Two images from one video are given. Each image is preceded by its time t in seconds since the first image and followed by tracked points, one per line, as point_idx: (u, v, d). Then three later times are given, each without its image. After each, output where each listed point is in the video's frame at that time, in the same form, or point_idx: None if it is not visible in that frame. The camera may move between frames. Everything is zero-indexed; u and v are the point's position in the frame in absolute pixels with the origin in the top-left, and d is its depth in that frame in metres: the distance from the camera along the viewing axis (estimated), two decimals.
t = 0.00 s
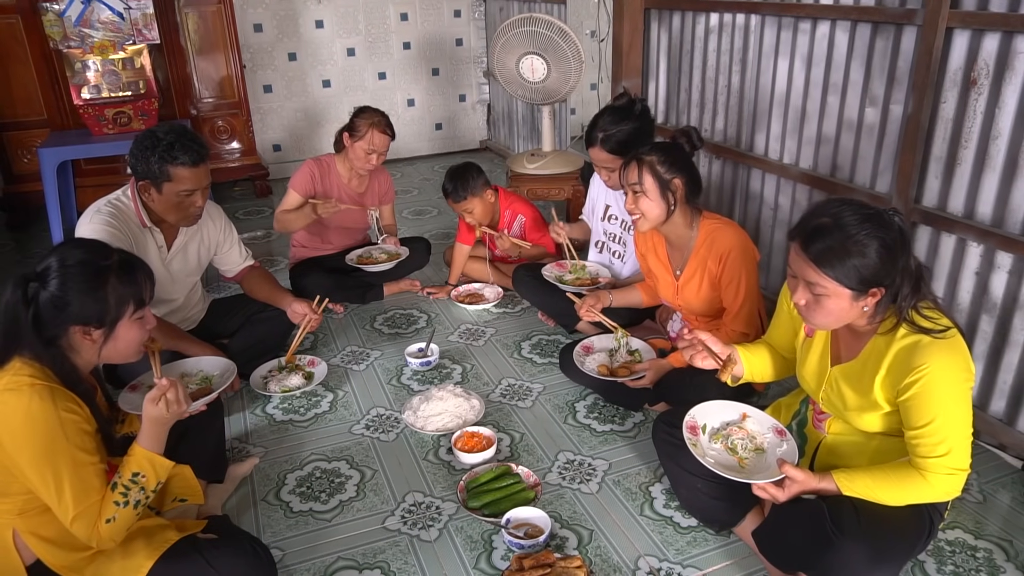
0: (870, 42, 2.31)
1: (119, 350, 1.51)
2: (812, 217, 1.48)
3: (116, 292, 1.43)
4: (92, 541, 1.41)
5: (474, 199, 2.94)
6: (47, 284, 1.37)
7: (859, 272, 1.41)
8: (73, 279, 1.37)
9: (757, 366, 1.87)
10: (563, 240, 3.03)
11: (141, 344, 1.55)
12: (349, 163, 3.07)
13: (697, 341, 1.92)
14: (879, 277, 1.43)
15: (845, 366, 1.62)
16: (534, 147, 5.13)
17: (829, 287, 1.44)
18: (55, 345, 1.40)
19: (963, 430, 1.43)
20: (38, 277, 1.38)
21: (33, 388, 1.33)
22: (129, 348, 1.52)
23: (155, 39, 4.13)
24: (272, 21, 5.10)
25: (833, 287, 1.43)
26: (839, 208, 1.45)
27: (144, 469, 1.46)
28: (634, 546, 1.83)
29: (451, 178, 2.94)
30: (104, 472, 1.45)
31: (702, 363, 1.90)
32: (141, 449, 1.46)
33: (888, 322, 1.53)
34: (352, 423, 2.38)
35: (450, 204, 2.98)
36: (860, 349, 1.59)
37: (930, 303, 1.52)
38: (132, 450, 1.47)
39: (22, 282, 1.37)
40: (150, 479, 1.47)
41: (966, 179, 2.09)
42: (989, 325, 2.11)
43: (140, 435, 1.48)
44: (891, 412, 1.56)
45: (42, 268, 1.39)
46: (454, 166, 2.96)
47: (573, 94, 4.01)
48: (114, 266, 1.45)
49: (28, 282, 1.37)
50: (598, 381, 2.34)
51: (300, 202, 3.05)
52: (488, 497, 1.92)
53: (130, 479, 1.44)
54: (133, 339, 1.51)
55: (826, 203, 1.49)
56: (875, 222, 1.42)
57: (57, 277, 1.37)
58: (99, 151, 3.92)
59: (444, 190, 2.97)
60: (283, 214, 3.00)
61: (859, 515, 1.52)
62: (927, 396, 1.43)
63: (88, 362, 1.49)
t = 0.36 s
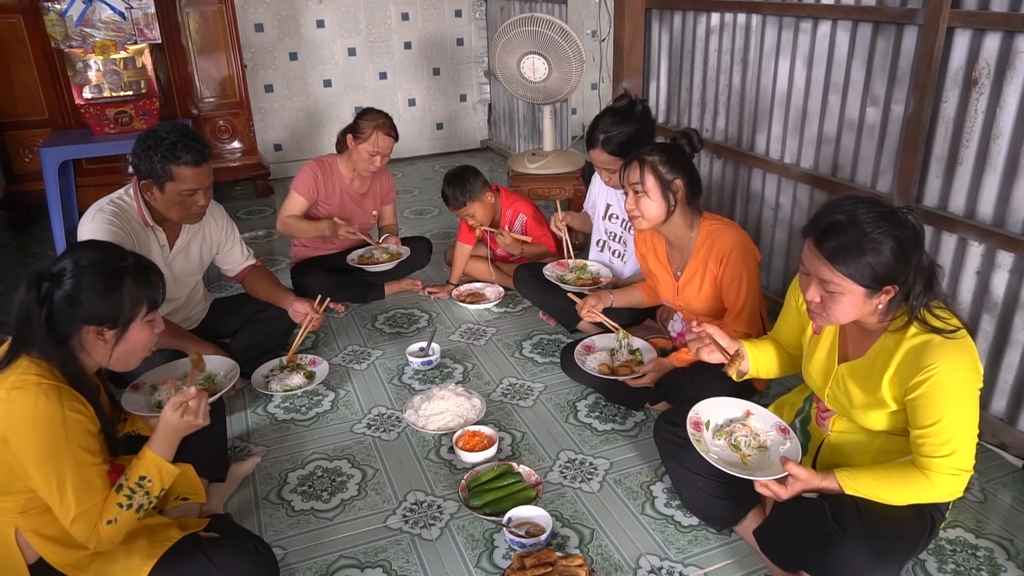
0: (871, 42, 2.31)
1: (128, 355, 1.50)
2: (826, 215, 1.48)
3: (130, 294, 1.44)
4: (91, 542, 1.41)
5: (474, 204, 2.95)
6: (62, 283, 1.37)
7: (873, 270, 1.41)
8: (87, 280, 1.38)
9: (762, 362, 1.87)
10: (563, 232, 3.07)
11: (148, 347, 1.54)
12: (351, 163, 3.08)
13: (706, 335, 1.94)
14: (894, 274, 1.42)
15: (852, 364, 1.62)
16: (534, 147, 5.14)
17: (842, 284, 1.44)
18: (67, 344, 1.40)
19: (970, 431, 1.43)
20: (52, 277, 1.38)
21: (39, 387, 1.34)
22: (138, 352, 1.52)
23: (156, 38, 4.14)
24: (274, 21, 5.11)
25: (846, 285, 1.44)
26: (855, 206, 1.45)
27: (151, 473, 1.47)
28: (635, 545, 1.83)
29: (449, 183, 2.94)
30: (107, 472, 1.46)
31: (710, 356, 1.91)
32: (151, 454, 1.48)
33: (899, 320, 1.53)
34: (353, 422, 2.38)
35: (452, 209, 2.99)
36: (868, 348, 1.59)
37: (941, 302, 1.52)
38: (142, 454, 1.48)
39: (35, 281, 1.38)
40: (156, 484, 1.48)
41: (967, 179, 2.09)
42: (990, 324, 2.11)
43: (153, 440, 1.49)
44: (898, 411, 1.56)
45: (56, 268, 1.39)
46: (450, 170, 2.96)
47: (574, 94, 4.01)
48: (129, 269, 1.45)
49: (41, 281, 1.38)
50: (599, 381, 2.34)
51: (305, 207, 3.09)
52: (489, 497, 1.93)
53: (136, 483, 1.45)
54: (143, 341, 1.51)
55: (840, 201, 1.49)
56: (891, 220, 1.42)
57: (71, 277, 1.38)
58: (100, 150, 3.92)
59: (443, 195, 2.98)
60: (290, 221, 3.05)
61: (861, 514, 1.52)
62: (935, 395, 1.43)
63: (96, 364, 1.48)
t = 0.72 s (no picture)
0: (872, 42, 2.31)
1: (136, 355, 1.51)
2: (836, 213, 1.48)
3: (142, 295, 1.45)
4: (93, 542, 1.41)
5: (478, 204, 2.94)
6: (73, 282, 1.38)
7: (882, 268, 1.41)
8: (98, 280, 1.38)
9: (765, 360, 1.87)
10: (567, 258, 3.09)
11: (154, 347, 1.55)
12: (353, 163, 3.08)
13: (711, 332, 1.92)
14: (902, 273, 1.42)
15: (857, 362, 1.62)
16: (535, 147, 5.14)
17: (852, 282, 1.43)
18: (76, 344, 1.40)
19: (974, 430, 1.43)
20: (64, 277, 1.39)
21: (46, 385, 1.34)
22: (146, 352, 1.53)
23: (157, 38, 4.14)
24: (274, 21, 5.10)
25: (856, 283, 1.43)
26: (865, 205, 1.45)
27: (159, 475, 1.49)
28: (636, 545, 1.83)
29: (454, 183, 2.94)
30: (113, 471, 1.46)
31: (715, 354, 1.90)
32: (162, 454, 1.51)
33: (906, 318, 1.53)
34: (354, 422, 2.38)
35: (455, 209, 2.98)
36: (873, 346, 1.59)
37: (948, 301, 1.52)
38: (153, 454, 1.51)
39: (47, 279, 1.38)
40: (162, 486, 1.49)
41: (969, 179, 2.09)
42: (991, 325, 2.11)
43: (163, 440, 1.53)
44: (902, 410, 1.56)
45: (67, 268, 1.40)
46: (455, 170, 2.96)
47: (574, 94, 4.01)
48: (140, 270, 1.45)
49: (51, 279, 1.38)
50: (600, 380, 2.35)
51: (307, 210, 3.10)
52: (491, 497, 1.93)
53: (143, 483, 1.46)
54: (151, 342, 1.52)
55: (848, 200, 1.49)
56: (900, 218, 1.42)
57: (83, 276, 1.38)
58: (101, 150, 3.92)
59: (447, 194, 2.97)
60: (293, 224, 3.08)
61: (863, 514, 1.52)
62: (941, 394, 1.43)
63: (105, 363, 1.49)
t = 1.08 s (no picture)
0: (873, 42, 2.30)
1: (138, 353, 1.51)
2: (841, 211, 1.47)
3: (143, 293, 1.44)
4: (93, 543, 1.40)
5: (482, 206, 2.93)
6: (74, 280, 1.38)
7: (887, 266, 1.40)
8: (98, 278, 1.38)
9: (765, 360, 1.86)
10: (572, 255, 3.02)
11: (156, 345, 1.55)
12: (353, 163, 3.08)
13: (711, 333, 1.89)
14: (906, 272, 1.42)
15: (859, 362, 1.62)
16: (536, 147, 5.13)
17: (856, 280, 1.43)
18: (77, 342, 1.40)
19: (977, 430, 1.43)
20: (65, 275, 1.38)
21: (47, 382, 1.34)
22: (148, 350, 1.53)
23: (158, 38, 4.14)
24: (275, 21, 5.10)
25: (860, 281, 1.43)
26: (869, 203, 1.44)
27: (152, 472, 1.46)
28: (637, 546, 1.82)
29: (459, 184, 2.93)
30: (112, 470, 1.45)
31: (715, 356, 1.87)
32: (155, 450, 1.46)
33: (909, 317, 1.53)
34: (354, 423, 2.38)
35: (458, 210, 2.97)
36: (875, 345, 1.59)
37: (951, 301, 1.52)
38: (146, 452, 1.46)
39: (47, 279, 1.38)
40: (157, 484, 1.46)
41: (970, 179, 2.09)
42: (993, 326, 2.11)
43: (157, 438, 1.48)
44: (904, 410, 1.55)
45: (68, 267, 1.39)
46: (461, 171, 2.95)
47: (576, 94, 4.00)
48: (141, 268, 1.45)
49: (52, 278, 1.38)
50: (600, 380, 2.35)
51: (304, 203, 3.07)
52: (492, 497, 1.92)
53: (137, 481, 1.43)
54: (152, 340, 1.51)
55: (852, 198, 1.48)
56: (904, 216, 1.41)
57: (84, 274, 1.38)
58: (102, 150, 3.92)
59: (451, 194, 2.96)
60: (284, 215, 3.00)
61: (864, 516, 1.51)
62: (944, 394, 1.42)
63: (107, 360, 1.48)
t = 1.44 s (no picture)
0: (874, 42, 2.30)
1: (133, 343, 1.51)
2: (842, 211, 1.47)
3: (132, 280, 1.44)
4: (94, 540, 1.40)
5: (485, 210, 2.93)
6: (62, 275, 1.37)
7: (889, 267, 1.40)
8: (86, 269, 1.38)
9: (767, 363, 1.86)
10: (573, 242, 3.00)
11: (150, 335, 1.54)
12: (353, 163, 3.08)
13: (711, 338, 1.87)
14: (908, 273, 1.42)
15: (861, 362, 1.61)
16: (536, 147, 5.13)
17: (858, 280, 1.43)
18: (71, 335, 1.40)
19: (978, 430, 1.42)
20: (52, 271, 1.37)
21: (43, 380, 1.34)
22: (142, 339, 1.52)
23: (158, 38, 4.16)
24: (275, 21, 5.10)
25: (862, 281, 1.43)
26: (871, 204, 1.44)
27: (150, 465, 1.45)
28: (637, 547, 1.82)
29: (461, 188, 2.92)
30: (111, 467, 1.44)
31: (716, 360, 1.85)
32: (151, 444, 1.46)
33: (912, 318, 1.52)
34: (354, 423, 2.38)
35: (462, 214, 2.96)
36: (877, 346, 1.59)
37: (953, 303, 1.52)
38: (142, 445, 1.45)
39: (35, 276, 1.37)
40: (156, 477, 1.46)
41: (971, 180, 2.08)
42: (994, 326, 2.11)
43: (155, 432, 1.47)
44: (906, 410, 1.55)
45: (55, 262, 1.38)
46: (462, 176, 2.95)
47: (576, 94, 4.00)
48: (127, 256, 1.45)
49: (40, 275, 1.37)
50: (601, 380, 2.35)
51: (304, 206, 3.07)
52: (492, 497, 1.92)
53: (135, 475, 1.42)
54: (146, 329, 1.51)
55: (855, 198, 1.48)
56: (906, 218, 1.41)
57: (71, 268, 1.37)
58: (102, 150, 3.92)
59: (454, 200, 2.96)
60: (286, 220, 3.04)
61: (865, 516, 1.51)
62: (947, 394, 1.42)
63: (102, 354, 1.48)
